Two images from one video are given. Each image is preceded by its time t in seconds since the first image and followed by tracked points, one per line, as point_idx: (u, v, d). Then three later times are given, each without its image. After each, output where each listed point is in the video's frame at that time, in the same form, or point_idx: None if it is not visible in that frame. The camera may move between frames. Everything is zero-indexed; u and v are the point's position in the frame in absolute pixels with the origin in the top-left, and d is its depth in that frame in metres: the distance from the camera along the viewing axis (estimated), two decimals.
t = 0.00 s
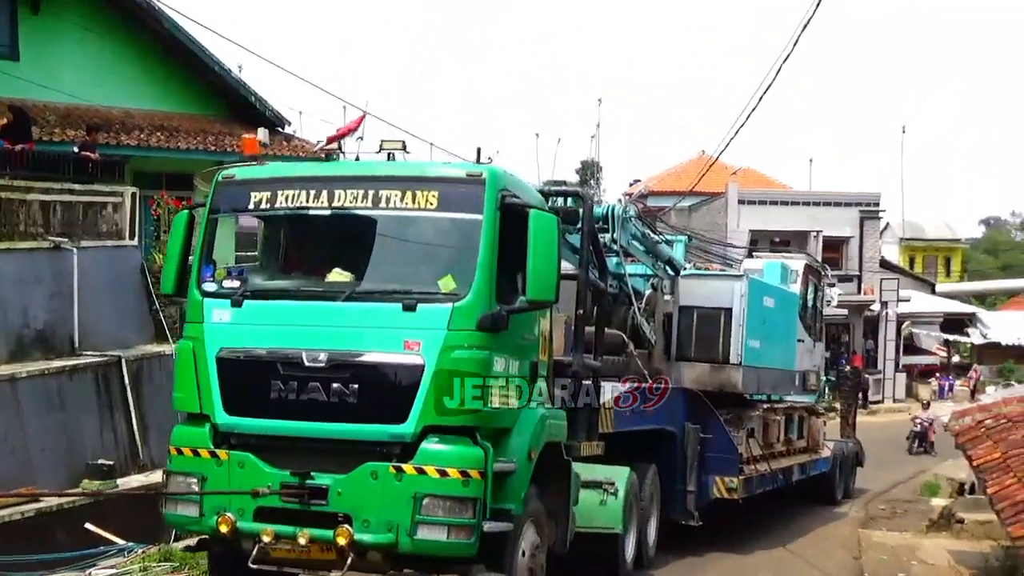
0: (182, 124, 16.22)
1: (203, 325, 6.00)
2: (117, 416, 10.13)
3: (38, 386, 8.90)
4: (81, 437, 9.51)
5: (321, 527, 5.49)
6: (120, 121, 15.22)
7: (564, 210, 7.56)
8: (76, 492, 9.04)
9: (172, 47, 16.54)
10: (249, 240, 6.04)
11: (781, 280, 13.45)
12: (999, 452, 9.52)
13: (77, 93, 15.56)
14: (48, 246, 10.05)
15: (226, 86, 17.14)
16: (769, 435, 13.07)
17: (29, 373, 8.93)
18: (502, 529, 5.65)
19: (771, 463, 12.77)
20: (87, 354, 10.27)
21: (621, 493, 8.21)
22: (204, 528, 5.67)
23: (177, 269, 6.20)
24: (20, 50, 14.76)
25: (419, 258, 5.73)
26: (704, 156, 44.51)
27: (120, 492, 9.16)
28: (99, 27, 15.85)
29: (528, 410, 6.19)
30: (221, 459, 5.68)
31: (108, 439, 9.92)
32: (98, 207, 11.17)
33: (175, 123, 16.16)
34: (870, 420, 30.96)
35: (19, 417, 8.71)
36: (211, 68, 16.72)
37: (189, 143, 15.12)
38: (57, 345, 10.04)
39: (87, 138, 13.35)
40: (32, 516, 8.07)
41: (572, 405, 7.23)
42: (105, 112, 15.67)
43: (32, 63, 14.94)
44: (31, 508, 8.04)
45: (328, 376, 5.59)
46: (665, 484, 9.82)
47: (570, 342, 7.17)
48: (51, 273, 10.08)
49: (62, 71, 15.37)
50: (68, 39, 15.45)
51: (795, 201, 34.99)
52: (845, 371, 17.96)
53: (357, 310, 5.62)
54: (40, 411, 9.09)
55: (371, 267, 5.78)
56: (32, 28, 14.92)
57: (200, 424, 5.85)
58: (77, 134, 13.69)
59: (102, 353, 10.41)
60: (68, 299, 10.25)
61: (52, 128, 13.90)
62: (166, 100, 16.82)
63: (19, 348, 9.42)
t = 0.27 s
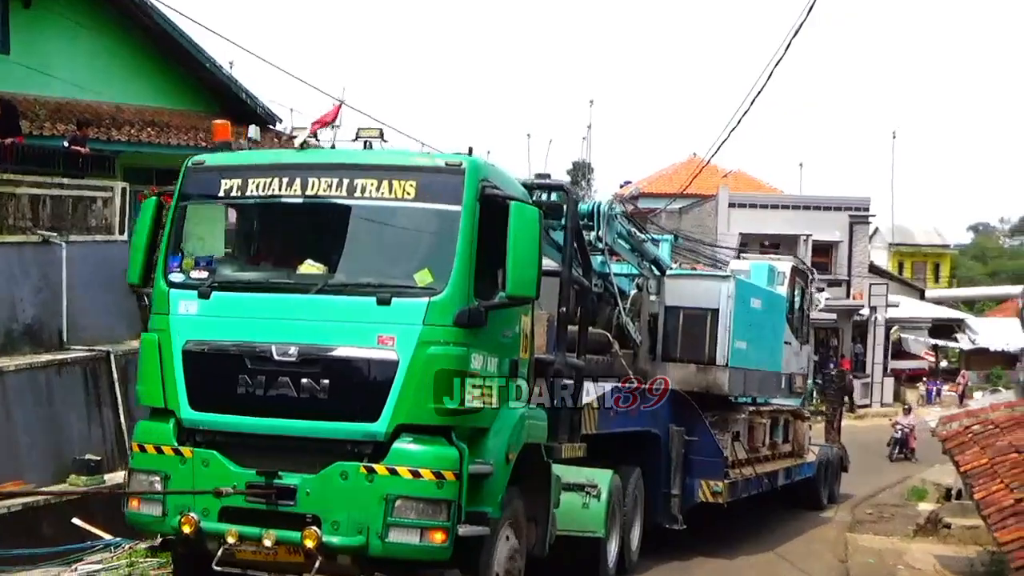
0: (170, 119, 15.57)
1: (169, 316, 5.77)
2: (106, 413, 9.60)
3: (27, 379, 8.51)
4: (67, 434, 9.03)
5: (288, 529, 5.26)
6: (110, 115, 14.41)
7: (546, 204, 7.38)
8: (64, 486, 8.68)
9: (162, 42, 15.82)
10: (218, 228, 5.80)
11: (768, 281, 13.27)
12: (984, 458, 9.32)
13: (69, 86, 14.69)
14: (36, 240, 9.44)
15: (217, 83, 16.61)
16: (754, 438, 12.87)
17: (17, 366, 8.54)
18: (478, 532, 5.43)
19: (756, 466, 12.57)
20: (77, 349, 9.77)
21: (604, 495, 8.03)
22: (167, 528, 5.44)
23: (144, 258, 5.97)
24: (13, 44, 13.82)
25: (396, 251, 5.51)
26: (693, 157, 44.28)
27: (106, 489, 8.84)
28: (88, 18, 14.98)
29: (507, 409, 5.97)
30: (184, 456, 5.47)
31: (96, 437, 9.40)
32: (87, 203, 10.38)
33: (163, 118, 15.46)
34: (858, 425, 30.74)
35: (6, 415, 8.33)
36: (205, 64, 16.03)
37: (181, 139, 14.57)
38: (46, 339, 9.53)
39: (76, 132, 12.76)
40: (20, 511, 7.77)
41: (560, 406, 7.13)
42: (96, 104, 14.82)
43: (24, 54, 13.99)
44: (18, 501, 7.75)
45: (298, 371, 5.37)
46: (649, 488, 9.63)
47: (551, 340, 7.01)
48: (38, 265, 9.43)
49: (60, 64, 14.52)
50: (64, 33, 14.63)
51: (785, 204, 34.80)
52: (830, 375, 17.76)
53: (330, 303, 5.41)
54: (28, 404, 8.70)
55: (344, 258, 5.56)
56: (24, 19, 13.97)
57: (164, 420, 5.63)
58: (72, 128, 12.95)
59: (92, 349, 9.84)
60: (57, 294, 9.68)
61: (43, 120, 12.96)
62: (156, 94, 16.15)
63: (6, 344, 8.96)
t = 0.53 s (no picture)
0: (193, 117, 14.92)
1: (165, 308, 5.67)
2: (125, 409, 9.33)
3: (49, 373, 8.22)
4: (87, 430, 8.75)
5: (286, 528, 5.10)
6: (130, 111, 13.87)
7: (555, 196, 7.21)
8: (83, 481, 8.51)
9: (182, 38, 15.22)
10: (215, 219, 5.70)
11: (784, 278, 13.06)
12: (1003, 460, 9.09)
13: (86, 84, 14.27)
14: (57, 235, 9.02)
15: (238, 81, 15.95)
16: (769, 438, 12.66)
17: (38, 361, 8.24)
18: (484, 533, 5.26)
19: (771, 466, 12.37)
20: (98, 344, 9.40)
21: (615, 496, 7.86)
22: (162, 527, 5.29)
23: (141, 249, 5.87)
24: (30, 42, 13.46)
25: (398, 242, 5.37)
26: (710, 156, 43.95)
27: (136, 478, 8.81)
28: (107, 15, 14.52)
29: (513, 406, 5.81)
30: (180, 453, 5.31)
31: (116, 434, 9.11)
32: (107, 197, 9.98)
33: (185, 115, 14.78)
34: (877, 426, 30.40)
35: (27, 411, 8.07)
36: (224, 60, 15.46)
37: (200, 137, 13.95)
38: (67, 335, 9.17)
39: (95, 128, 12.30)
40: (39, 507, 7.72)
41: (568, 404, 6.94)
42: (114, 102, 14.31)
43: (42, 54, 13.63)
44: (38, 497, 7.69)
45: (296, 365, 5.23)
46: (662, 487, 9.44)
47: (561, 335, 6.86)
48: (58, 259, 8.99)
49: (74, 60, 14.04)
50: (80, 29, 14.16)
51: (804, 203, 34.49)
52: (845, 375, 17.53)
53: (329, 295, 5.26)
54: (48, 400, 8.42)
55: (344, 250, 5.42)
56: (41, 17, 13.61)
57: (160, 416, 5.49)
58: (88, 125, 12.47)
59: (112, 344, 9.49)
60: (78, 287, 9.30)
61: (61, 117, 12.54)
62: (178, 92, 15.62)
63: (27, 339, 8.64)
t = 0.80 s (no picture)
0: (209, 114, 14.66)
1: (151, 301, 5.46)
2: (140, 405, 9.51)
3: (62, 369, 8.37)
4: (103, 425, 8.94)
5: (272, 528, 4.90)
6: (146, 109, 13.75)
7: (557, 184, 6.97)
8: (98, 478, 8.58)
9: (198, 37, 15.17)
10: (203, 206, 5.52)
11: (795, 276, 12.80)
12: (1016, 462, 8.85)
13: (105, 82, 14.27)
14: (73, 233, 9.32)
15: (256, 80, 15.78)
16: (779, 438, 12.41)
17: (52, 356, 8.41)
18: (482, 533, 5.04)
19: (781, 467, 12.14)
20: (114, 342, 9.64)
21: (620, 495, 7.64)
22: (145, 526, 5.09)
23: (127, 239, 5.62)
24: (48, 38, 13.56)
25: (391, 230, 5.17)
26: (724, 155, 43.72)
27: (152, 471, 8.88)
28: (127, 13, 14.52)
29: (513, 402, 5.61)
30: (165, 449, 5.12)
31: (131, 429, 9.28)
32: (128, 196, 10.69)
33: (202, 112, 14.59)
34: (890, 426, 30.11)
35: (42, 406, 8.23)
36: (240, 60, 15.32)
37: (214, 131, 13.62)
38: (84, 333, 9.45)
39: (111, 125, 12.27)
40: (51, 502, 7.67)
41: (569, 404, 6.63)
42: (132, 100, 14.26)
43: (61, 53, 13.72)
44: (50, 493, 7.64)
45: (284, 358, 5.03)
46: (670, 487, 9.23)
47: (565, 330, 6.69)
48: (73, 256, 9.29)
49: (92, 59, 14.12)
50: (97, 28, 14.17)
51: (818, 202, 34.22)
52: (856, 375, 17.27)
53: (320, 285, 5.07)
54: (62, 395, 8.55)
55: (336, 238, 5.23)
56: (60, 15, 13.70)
57: (145, 410, 5.30)
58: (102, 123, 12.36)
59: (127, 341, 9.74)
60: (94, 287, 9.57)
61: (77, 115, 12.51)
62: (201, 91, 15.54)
63: (42, 336, 8.92)
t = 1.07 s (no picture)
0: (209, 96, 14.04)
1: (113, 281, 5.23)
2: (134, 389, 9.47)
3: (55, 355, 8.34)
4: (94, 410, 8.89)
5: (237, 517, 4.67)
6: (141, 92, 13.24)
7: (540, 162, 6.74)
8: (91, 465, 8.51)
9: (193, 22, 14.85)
10: (171, 183, 5.28)
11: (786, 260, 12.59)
12: (1008, 447, 8.67)
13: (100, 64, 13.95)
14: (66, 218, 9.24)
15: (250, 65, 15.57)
16: (768, 425, 12.21)
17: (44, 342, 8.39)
18: (458, 523, 4.82)
19: (770, 454, 11.94)
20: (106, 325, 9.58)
21: (607, 484, 7.43)
22: (106, 516, 4.86)
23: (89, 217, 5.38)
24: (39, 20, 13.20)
25: (363, 207, 4.94)
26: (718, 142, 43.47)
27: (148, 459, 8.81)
28: None
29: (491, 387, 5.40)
30: (127, 436, 4.89)
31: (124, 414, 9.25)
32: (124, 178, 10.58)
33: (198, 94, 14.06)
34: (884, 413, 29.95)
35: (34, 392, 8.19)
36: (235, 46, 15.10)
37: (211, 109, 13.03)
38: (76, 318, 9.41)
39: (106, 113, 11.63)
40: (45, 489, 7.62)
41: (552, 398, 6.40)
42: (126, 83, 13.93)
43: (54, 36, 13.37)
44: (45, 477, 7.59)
45: (251, 340, 4.80)
46: (658, 475, 9.05)
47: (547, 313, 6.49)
48: (66, 241, 9.20)
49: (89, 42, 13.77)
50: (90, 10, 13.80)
51: (812, 189, 34.01)
52: (847, 361, 17.09)
53: (288, 264, 4.84)
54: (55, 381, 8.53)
55: (306, 216, 5.01)
56: None
57: (106, 395, 5.07)
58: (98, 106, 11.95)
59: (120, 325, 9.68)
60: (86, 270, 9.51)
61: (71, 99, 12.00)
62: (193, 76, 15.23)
63: (34, 322, 8.87)
